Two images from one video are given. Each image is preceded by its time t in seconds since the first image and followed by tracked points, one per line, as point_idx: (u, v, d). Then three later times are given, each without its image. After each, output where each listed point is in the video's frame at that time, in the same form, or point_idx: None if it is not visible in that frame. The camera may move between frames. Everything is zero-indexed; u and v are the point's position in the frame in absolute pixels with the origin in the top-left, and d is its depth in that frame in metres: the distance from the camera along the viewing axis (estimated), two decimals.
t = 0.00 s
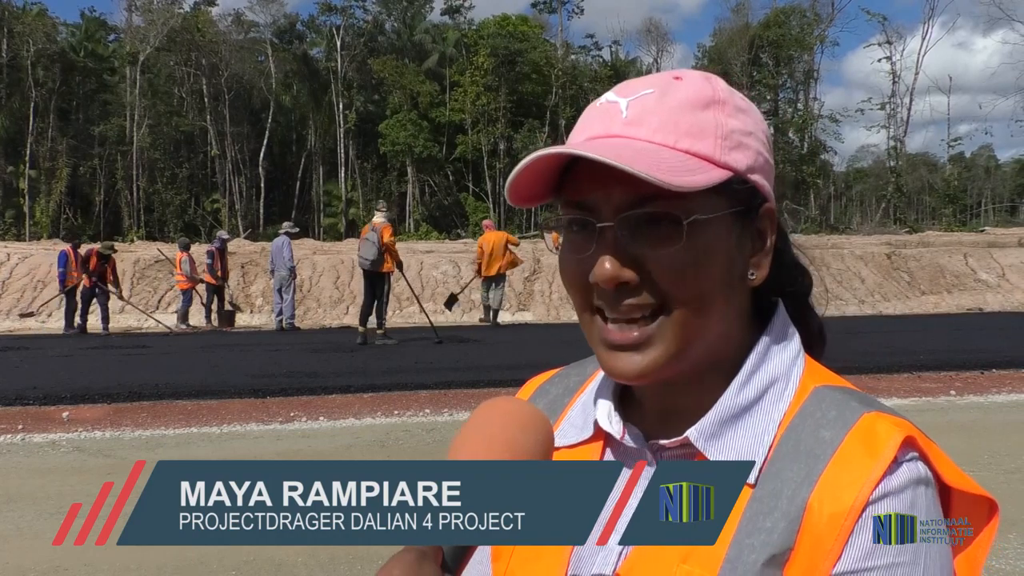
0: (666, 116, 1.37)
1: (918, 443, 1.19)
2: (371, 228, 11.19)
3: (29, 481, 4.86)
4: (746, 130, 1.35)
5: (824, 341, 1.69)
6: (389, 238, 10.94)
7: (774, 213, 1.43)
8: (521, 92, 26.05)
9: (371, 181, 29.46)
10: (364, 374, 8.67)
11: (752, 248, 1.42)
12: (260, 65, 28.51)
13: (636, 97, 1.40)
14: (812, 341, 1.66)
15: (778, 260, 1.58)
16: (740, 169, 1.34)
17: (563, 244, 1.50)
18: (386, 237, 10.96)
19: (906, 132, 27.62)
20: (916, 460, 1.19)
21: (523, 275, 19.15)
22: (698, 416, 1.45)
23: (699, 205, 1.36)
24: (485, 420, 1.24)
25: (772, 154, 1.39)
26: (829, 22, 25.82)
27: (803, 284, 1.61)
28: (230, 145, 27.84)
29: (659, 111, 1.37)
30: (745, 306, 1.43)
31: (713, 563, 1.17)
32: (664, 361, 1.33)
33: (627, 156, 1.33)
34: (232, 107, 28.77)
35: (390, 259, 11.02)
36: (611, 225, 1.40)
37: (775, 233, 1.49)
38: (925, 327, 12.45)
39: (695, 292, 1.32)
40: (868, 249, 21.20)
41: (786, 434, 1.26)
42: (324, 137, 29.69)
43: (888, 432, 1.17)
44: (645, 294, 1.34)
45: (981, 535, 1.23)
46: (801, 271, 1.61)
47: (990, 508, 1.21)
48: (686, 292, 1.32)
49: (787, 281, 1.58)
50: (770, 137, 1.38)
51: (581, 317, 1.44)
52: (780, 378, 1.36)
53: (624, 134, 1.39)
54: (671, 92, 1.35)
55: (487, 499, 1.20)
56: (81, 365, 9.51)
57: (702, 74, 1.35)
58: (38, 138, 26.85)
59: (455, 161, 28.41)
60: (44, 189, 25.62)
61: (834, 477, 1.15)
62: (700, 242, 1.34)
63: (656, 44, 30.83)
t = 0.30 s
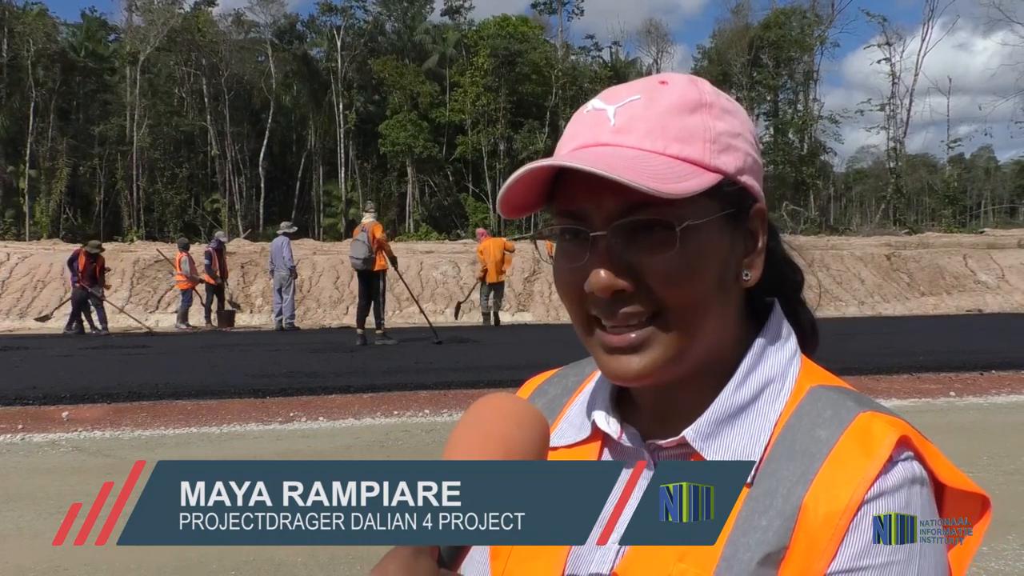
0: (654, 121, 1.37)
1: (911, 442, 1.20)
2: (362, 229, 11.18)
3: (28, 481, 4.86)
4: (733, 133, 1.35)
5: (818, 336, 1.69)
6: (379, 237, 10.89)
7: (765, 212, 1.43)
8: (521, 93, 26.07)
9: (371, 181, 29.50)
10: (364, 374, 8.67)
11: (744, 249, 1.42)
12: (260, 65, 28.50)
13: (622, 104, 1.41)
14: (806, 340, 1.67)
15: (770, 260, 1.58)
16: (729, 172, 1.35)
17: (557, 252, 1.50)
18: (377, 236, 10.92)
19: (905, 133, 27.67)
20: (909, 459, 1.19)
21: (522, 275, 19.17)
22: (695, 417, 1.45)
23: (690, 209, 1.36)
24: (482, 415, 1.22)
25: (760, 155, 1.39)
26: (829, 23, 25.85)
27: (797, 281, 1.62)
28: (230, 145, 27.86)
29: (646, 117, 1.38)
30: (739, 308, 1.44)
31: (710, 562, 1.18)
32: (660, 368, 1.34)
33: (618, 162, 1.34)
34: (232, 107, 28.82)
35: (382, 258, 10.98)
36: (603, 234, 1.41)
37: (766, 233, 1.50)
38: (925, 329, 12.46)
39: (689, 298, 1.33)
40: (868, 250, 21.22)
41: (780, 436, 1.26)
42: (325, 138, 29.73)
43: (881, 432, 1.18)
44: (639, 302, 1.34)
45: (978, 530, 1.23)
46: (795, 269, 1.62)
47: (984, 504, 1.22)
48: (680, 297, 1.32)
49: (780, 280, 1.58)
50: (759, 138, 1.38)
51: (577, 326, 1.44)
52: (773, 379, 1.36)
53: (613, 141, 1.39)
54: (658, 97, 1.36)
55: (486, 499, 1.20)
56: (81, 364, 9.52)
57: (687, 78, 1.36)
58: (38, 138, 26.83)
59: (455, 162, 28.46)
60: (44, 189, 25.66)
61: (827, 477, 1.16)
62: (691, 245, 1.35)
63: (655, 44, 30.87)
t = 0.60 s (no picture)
0: (662, 115, 1.38)
1: (909, 443, 1.20)
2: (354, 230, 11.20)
3: (27, 481, 4.86)
4: (743, 132, 1.35)
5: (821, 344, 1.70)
6: (370, 234, 10.90)
7: (770, 215, 1.43)
8: (521, 93, 26.09)
9: (371, 182, 29.54)
10: (364, 375, 8.68)
11: (745, 249, 1.42)
12: (260, 66, 28.44)
13: (633, 98, 1.42)
14: (809, 344, 1.67)
15: (776, 262, 1.58)
16: (734, 171, 1.35)
17: (560, 241, 1.51)
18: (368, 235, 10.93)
19: (904, 134, 27.69)
20: (907, 459, 1.19)
21: (522, 275, 19.17)
22: (691, 416, 1.45)
23: (692, 205, 1.36)
24: (481, 413, 1.23)
25: (768, 158, 1.40)
26: (829, 24, 25.85)
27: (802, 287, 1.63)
28: (230, 145, 27.85)
29: (657, 111, 1.38)
30: (741, 308, 1.44)
31: (708, 562, 1.18)
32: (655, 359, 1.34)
33: (621, 153, 1.34)
34: (232, 107, 28.83)
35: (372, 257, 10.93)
36: (605, 223, 1.41)
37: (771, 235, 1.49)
38: (924, 330, 12.47)
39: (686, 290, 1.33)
40: (868, 251, 21.24)
41: (779, 436, 1.27)
42: (324, 138, 29.74)
43: (879, 432, 1.18)
44: (637, 291, 1.34)
45: (975, 533, 1.23)
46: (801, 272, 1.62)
47: (984, 506, 1.22)
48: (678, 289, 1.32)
49: (782, 283, 1.58)
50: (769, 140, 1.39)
51: (575, 312, 1.44)
52: (773, 378, 1.36)
53: (621, 133, 1.40)
54: (669, 93, 1.37)
55: (486, 499, 1.20)
56: (81, 365, 9.51)
57: (701, 77, 1.36)
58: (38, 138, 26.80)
59: (455, 162, 28.47)
60: (44, 189, 25.64)
61: (825, 478, 1.16)
62: (691, 239, 1.35)
63: (655, 45, 30.89)
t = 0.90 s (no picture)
0: (668, 112, 1.39)
1: (914, 446, 1.19)
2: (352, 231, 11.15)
3: (27, 482, 4.86)
4: (749, 132, 1.34)
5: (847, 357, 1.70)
6: (366, 242, 10.86)
7: (778, 216, 1.41)
8: (521, 94, 26.15)
9: (371, 182, 29.55)
10: (365, 375, 8.68)
11: (748, 250, 1.40)
12: (260, 66, 28.42)
13: (640, 95, 1.43)
14: (823, 351, 1.67)
15: (787, 267, 1.57)
16: (734, 171, 1.34)
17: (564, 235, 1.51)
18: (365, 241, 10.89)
19: (904, 135, 27.72)
20: (912, 462, 1.19)
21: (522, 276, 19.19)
22: (691, 417, 1.45)
23: (689, 203, 1.36)
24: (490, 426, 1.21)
25: (778, 160, 1.38)
26: (829, 25, 25.87)
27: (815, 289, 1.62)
28: (229, 146, 27.85)
29: (661, 109, 1.39)
30: (744, 309, 1.43)
31: (708, 560, 1.18)
32: (644, 352, 1.34)
33: (619, 149, 1.35)
34: (231, 107, 28.87)
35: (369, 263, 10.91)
36: (601, 215, 1.41)
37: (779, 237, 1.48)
38: (924, 331, 12.48)
39: (677, 287, 1.32)
40: (867, 252, 21.24)
41: (783, 436, 1.26)
42: (324, 139, 29.74)
43: (882, 434, 1.18)
44: (628, 283, 1.34)
45: (982, 535, 1.22)
46: (814, 274, 1.62)
47: (990, 510, 1.21)
48: (667, 284, 1.32)
49: (791, 285, 1.57)
50: (776, 142, 1.37)
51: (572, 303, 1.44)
52: (777, 380, 1.36)
53: (623, 129, 1.42)
54: (677, 92, 1.37)
55: (489, 500, 1.20)
56: (80, 365, 9.51)
57: (714, 75, 1.36)
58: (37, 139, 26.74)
59: (454, 163, 28.51)
60: (44, 189, 25.60)
61: (828, 480, 1.15)
62: (685, 236, 1.35)
63: (655, 45, 30.88)
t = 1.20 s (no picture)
0: (678, 110, 1.39)
1: (919, 450, 1.19)
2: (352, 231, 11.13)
3: (27, 482, 4.86)
4: (759, 131, 1.34)
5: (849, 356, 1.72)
6: (365, 246, 10.85)
7: (786, 216, 1.42)
8: (521, 94, 26.19)
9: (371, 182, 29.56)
10: (365, 376, 8.68)
11: (756, 249, 1.41)
12: (260, 67, 28.41)
13: (652, 92, 1.44)
14: (826, 354, 1.68)
15: (791, 266, 1.57)
16: (743, 170, 1.35)
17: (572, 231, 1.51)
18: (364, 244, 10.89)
19: (903, 136, 27.75)
20: (916, 466, 1.19)
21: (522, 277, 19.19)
22: (695, 417, 1.45)
23: (698, 201, 1.37)
24: (491, 427, 1.23)
25: (788, 159, 1.39)
26: (829, 25, 25.89)
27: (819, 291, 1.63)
28: (229, 146, 27.86)
29: (672, 106, 1.39)
30: (750, 308, 1.44)
31: (711, 561, 1.18)
32: (651, 347, 1.34)
33: (629, 145, 1.35)
34: (232, 108, 28.90)
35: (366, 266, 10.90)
36: (609, 212, 1.42)
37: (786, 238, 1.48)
38: (924, 331, 12.47)
39: (686, 283, 1.32)
40: (867, 253, 21.23)
41: (787, 437, 1.26)
42: (324, 139, 29.75)
43: (888, 436, 1.18)
44: (635, 280, 1.35)
45: (981, 538, 1.22)
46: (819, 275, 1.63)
47: (991, 513, 1.22)
48: (675, 281, 1.32)
49: (797, 288, 1.58)
50: (787, 142, 1.38)
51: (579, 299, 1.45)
52: (782, 382, 1.36)
53: (635, 124, 1.42)
54: (689, 90, 1.38)
55: (489, 499, 1.20)
56: (80, 366, 9.50)
57: (726, 74, 1.37)
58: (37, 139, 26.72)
59: (454, 164, 28.53)
60: (43, 190, 25.60)
61: (834, 482, 1.15)
62: (696, 234, 1.35)
63: (655, 46, 30.91)
